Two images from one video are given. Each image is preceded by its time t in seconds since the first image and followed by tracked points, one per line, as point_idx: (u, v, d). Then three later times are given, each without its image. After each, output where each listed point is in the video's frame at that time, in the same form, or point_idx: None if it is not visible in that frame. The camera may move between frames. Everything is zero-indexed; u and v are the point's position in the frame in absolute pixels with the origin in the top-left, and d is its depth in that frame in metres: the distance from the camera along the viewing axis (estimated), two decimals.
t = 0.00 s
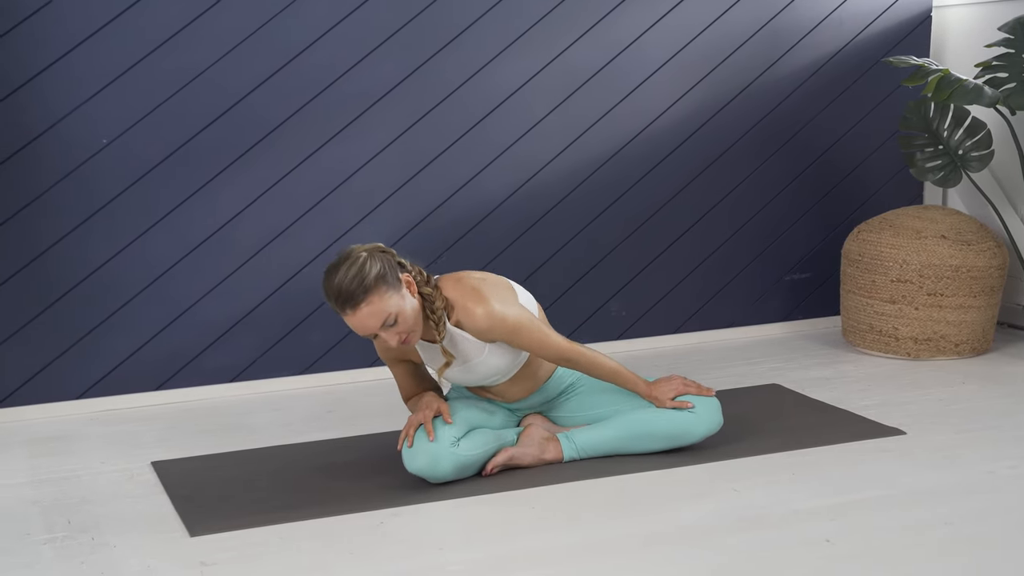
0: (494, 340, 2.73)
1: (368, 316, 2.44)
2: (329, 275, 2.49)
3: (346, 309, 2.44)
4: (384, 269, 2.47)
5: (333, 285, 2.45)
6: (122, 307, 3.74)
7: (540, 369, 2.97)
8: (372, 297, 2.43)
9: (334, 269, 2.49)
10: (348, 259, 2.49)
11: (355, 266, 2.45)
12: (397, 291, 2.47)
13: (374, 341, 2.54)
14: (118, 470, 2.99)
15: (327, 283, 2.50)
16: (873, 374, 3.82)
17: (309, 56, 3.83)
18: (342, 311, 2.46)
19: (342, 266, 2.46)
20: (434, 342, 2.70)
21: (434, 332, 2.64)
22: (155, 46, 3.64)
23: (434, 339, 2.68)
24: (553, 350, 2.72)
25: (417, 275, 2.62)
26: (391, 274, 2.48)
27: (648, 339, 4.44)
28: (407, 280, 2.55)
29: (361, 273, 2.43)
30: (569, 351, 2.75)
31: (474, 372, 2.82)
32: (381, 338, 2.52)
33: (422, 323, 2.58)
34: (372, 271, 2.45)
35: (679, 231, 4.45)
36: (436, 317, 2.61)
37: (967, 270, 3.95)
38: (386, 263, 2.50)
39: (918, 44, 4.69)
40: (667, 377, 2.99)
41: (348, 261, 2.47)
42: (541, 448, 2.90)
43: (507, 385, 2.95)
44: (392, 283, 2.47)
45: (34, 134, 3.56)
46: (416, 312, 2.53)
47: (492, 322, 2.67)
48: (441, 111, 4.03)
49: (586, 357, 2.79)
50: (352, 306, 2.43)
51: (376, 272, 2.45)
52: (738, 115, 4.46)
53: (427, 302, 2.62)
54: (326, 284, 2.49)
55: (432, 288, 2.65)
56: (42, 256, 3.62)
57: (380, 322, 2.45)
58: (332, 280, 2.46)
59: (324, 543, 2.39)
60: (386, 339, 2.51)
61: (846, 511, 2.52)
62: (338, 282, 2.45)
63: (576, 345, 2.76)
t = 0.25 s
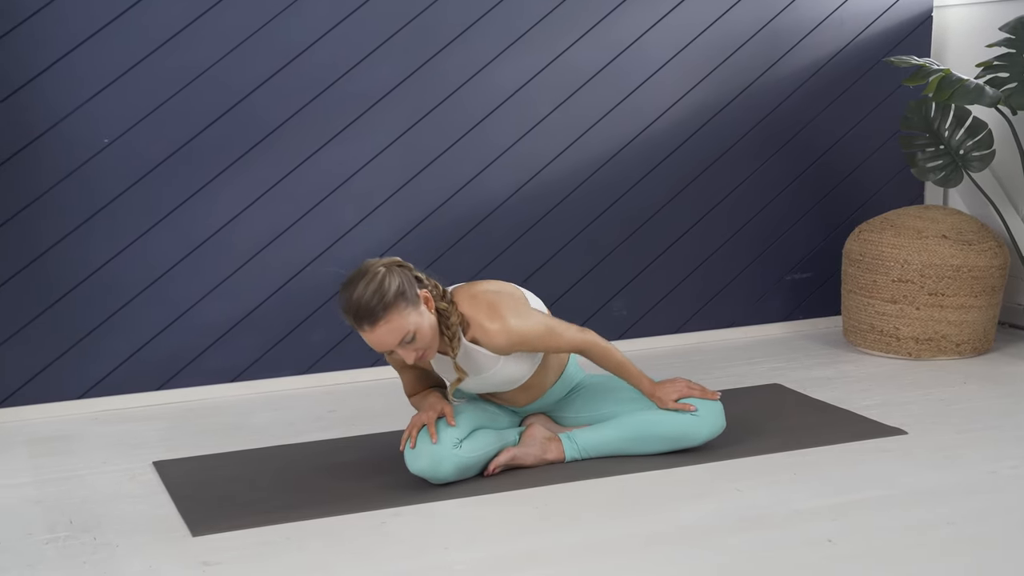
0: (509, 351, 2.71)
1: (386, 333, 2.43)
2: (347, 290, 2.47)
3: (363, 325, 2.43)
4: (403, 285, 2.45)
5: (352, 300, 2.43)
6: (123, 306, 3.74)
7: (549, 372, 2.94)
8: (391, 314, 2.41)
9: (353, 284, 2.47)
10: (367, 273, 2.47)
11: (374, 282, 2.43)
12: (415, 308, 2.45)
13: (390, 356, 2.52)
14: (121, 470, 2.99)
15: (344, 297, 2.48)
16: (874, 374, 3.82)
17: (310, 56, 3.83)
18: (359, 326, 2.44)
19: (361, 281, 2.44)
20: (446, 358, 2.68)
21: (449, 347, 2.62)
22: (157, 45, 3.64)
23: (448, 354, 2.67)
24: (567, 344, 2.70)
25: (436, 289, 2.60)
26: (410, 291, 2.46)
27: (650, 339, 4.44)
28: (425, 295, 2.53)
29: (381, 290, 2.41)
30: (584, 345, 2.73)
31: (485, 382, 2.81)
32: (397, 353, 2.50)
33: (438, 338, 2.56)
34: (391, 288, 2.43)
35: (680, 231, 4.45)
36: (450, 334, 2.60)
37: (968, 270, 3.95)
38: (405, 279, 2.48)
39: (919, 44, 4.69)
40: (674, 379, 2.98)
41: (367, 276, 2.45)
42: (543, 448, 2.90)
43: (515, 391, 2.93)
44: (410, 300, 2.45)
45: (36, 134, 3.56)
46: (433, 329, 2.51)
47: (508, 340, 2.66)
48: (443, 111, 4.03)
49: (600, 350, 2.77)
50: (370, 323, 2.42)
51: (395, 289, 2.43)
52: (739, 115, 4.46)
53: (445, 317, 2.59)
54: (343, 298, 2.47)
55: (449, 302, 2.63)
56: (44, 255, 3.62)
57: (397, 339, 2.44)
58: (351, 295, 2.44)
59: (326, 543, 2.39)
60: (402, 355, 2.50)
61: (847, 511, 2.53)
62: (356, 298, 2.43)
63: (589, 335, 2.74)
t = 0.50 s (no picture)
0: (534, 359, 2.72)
1: (416, 347, 2.40)
2: (377, 301, 2.44)
3: (393, 337, 2.40)
4: (434, 297, 2.43)
5: (383, 311, 2.40)
6: (125, 306, 3.74)
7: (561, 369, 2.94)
8: (423, 328, 2.39)
9: (383, 294, 2.44)
10: (397, 285, 2.44)
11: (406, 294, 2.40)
12: (445, 321, 2.43)
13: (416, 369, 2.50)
14: (123, 469, 3.00)
15: (375, 307, 2.45)
16: (877, 374, 3.82)
17: (312, 57, 3.83)
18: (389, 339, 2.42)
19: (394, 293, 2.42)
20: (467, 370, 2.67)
21: (473, 360, 2.61)
22: (160, 45, 3.64)
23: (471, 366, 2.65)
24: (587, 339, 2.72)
25: (463, 302, 2.59)
26: (440, 304, 2.44)
27: (652, 339, 4.44)
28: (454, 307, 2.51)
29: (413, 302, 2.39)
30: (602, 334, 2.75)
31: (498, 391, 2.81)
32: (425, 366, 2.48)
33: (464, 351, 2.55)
34: (423, 300, 2.41)
35: (683, 231, 4.45)
36: (476, 346, 2.58)
37: (970, 269, 3.95)
38: (435, 291, 2.46)
39: (921, 43, 4.69)
40: (680, 381, 2.98)
41: (399, 288, 2.42)
42: (546, 448, 2.90)
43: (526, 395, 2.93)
44: (440, 312, 2.43)
45: (38, 134, 3.56)
46: (461, 341, 2.49)
47: (534, 350, 2.69)
48: (445, 111, 4.03)
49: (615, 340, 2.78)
50: (400, 336, 2.39)
51: (427, 301, 2.41)
52: (741, 115, 4.46)
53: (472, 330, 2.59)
54: (373, 308, 2.45)
55: (474, 314, 2.62)
56: (46, 255, 3.62)
57: (428, 351, 2.41)
58: (381, 306, 2.41)
59: (329, 542, 2.39)
60: (430, 367, 2.47)
61: (851, 511, 2.53)
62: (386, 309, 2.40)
63: (606, 320, 2.75)
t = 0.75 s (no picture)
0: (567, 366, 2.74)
1: (459, 356, 2.38)
2: (419, 306, 2.41)
3: (438, 345, 2.36)
4: (479, 306, 2.40)
5: (428, 317, 2.36)
6: (126, 306, 3.74)
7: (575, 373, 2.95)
8: (468, 336, 2.37)
9: (427, 300, 2.40)
10: (443, 291, 2.40)
11: (453, 301, 2.37)
12: (489, 330, 2.41)
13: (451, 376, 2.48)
14: (125, 469, 3.00)
15: (416, 312, 2.41)
16: (878, 374, 3.82)
17: (312, 57, 3.83)
18: (430, 346, 2.38)
19: (439, 299, 2.38)
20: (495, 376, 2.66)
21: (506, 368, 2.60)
22: (161, 45, 3.64)
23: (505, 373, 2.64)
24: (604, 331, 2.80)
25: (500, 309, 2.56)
26: (485, 312, 2.41)
27: (653, 339, 4.44)
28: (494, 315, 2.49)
29: (460, 311, 2.36)
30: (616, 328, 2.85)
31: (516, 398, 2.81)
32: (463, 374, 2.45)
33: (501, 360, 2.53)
34: (470, 308, 2.38)
35: (683, 231, 4.45)
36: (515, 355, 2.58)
37: (971, 269, 3.95)
38: (479, 300, 2.43)
39: (922, 43, 4.69)
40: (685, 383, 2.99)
41: (444, 294, 2.39)
42: (547, 448, 2.90)
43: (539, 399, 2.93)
44: (485, 321, 2.41)
45: (39, 134, 3.56)
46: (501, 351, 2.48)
47: (564, 359, 2.69)
48: (446, 111, 4.03)
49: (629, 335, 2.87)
50: (446, 343, 2.36)
51: (473, 309, 2.38)
52: (742, 115, 4.46)
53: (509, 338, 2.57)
54: (416, 314, 2.41)
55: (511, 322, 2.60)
56: (47, 255, 3.62)
57: (471, 360, 2.39)
58: (425, 312, 2.38)
59: (331, 542, 2.39)
60: (468, 376, 2.45)
61: (852, 511, 2.52)
62: (433, 315, 2.36)
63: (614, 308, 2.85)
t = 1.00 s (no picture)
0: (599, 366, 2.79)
1: (513, 358, 2.37)
2: (474, 304, 2.38)
3: (493, 346, 2.35)
4: (535, 309, 2.40)
5: (487, 317, 2.34)
6: (127, 306, 3.74)
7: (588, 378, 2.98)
8: (524, 339, 2.36)
9: (484, 299, 2.37)
10: (500, 292, 2.38)
11: (513, 303, 2.36)
12: (541, 334, 2.41)
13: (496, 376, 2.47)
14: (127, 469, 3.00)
15: (471, 310, 2.38)
16: (879, 374, 3.82)
17: (313, 57, 3.83)
18: (485, 346, 2.37)
19: (496, 299, 2.36)
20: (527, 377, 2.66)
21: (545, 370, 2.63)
22: (162, 45, 3.64)
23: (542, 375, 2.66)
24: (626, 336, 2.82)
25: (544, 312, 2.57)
26: (538, 316, 2.42)
27: (654, 338, 4.44)
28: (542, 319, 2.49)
29: (520, 314, 2.35)
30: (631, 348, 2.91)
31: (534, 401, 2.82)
32: (510, 375, 2.45)
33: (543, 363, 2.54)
34: (528, 311, 2.37)
35: (685, 230, 4.45)
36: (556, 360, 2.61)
37: (972, 269, 3.95)
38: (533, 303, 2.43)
39: (923, 42, 4.69)
40: (689, 385, 3.00)
41: (502, 295, 2.37)
42: (548, 447, 2.90)
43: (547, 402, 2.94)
44: (539, 325, 2.41)
45: (39, 134, 3.56)
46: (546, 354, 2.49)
47: (599, 363, 2.74)
48: (447, 111, 4.03)
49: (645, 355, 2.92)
50: (504, 345, 2.35)
51: (531, 313, 2.38)
52: (743, 114, 4.46)
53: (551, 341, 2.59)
54: (471, 312, 2.38)
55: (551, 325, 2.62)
56: (47, 255, 3.62)
57: (523, 364, 2.39)
58: (483, 312, 2.35)
59: (333, 541, 2.39)
60: (515, 377, 2.45)
61: (854, 510, 2.52)
62: (492, 316, 2.34)
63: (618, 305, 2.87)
